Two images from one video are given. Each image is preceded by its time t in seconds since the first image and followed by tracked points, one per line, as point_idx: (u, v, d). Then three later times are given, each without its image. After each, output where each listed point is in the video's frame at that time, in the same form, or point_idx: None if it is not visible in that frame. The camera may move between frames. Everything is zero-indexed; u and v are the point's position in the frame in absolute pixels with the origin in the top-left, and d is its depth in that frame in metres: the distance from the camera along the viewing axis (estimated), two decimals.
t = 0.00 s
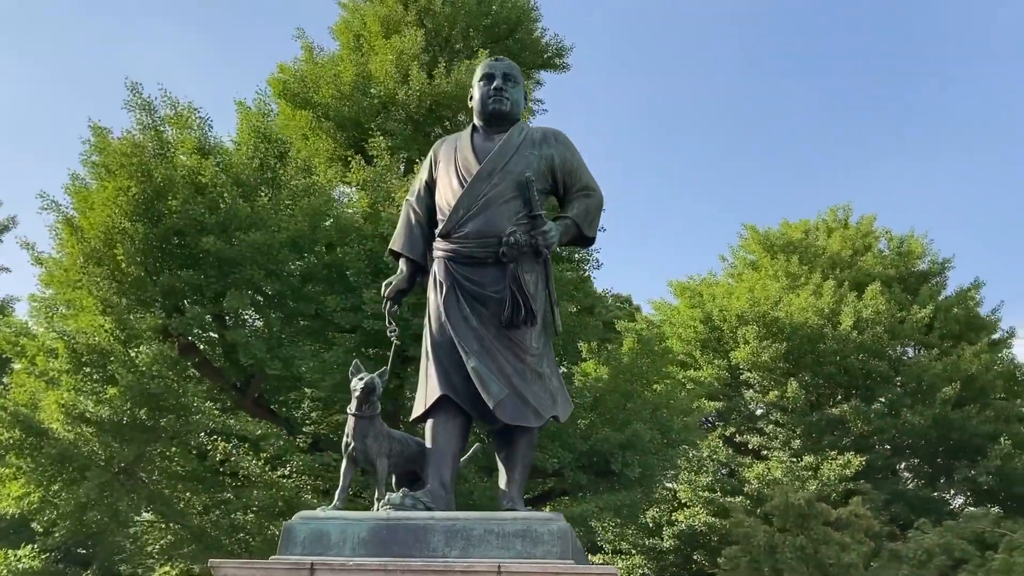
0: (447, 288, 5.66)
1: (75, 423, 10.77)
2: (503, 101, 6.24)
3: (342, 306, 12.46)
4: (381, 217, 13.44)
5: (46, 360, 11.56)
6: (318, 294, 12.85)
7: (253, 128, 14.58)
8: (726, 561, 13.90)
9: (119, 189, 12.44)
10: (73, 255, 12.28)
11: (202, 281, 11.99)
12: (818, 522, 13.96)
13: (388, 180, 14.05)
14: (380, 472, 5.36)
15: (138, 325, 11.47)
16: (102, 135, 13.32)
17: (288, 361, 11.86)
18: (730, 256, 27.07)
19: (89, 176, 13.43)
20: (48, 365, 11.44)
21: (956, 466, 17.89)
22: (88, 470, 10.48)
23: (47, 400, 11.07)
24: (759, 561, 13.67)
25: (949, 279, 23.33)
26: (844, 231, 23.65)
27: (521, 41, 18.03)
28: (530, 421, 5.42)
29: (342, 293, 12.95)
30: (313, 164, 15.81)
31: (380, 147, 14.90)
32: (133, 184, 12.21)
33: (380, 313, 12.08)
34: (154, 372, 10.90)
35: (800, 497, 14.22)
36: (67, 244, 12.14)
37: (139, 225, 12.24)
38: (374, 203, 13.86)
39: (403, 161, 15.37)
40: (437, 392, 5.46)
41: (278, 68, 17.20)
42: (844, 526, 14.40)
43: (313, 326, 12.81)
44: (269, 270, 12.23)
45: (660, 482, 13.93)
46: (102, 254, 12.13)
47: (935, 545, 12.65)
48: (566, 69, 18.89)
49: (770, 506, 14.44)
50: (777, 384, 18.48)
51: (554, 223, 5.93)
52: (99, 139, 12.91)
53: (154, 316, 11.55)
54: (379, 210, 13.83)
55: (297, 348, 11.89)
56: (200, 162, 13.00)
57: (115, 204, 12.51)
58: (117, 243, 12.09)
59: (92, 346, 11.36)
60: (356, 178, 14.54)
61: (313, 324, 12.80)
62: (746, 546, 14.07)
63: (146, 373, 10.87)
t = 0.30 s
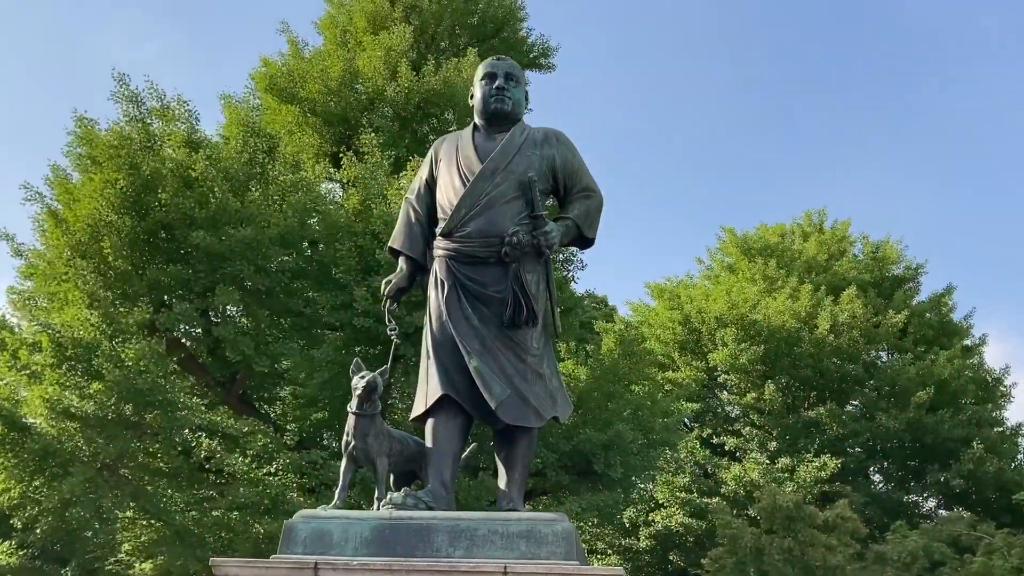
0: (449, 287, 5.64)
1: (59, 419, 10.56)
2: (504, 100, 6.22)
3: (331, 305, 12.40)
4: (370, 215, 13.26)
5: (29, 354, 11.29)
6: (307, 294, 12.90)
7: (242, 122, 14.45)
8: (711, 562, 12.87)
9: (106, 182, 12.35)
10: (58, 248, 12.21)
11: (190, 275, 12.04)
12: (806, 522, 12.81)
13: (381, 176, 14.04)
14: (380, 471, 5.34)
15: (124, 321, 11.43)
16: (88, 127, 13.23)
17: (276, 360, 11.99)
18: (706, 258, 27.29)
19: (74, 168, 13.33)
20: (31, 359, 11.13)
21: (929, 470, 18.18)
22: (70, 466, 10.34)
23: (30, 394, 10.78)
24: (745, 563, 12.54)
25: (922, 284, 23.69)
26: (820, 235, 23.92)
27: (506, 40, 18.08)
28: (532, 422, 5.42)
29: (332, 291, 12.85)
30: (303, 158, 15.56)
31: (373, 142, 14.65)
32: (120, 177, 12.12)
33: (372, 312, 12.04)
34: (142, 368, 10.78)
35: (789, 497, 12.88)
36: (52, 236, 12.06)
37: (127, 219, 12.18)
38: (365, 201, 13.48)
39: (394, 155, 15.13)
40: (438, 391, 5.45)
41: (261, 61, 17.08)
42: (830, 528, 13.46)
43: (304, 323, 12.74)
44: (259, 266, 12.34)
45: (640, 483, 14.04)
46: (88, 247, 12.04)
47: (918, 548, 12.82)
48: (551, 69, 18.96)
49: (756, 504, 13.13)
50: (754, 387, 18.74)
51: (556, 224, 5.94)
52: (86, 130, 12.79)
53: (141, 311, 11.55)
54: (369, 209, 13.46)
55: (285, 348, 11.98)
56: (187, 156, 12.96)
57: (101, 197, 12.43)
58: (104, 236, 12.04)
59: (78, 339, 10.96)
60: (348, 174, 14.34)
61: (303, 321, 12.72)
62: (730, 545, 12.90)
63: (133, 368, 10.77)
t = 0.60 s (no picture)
0: (452, 286, 5.62)
1: (45, 414, 10.50)
2: (508, 99, 6.21)
3: (322, 301, 12.61)
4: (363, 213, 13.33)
5: (13, 348, 11.05)
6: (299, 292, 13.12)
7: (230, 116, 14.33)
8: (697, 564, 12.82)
9: (94, 173, 12.11)
10: (44, 241, 11.98)
11: (178, 270, 11.79)
12: (796, 525, 12.67)
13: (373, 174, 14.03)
14: (382, 470, 5.31)
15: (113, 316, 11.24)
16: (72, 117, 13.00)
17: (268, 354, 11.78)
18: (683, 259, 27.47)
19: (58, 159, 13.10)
20: (15, 352, 10.93)
21: (903, 473, 18.47)
22: (54, 463, 10.23)
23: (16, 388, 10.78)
24: (732, 564, 12.57)
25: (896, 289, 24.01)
26: (797, 239, 24.16)
27: (492, 39, 18.08)
28: (535, 422, 5.41)
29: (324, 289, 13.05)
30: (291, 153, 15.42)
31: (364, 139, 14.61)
32: (109, 168, 11.87)
33: (362, 311, 12.19)
34: (131, 363, 10.61)
35: (779, 499, 12.77)
36: (38, 229, 11.85)
37: (115, 212, 11.96)
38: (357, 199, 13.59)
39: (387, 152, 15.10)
40: (441, 391, 5.43)
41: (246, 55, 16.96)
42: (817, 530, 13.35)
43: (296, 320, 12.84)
44: (247, 262, 12.19)
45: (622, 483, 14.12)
46: (75, 240, 11.79)
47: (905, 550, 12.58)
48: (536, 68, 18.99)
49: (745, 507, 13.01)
50: (732, 389, 18.83)
51: (559, 224, 5.94)
52: (72, 121, 12.56)
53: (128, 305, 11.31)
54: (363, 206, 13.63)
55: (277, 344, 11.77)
56: (177, 149, 12.75)
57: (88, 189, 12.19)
58: (91, 229, 11.82)
59: (64, 333, 10.71)
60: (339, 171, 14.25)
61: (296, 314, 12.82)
62: (718, 547, 12.86)
63: (121, 363, 10.57)
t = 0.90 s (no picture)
0: (455, 286, 5.59)
1: (29, 409, 10.32)
2: (511, 99, 6.20)
3: (314, 297, 12.49)
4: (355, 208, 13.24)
5: None
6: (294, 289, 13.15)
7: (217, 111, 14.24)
8: (685, 564, 12.93)
9: (82, 164, 11.85)
10: (30, 234, 11.75)
11: (167, 264, 11.72)
12: (786, 527, 12.82)
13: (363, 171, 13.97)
14: (383, 469, 5.27)
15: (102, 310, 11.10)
16: (56, 106, 12.75)
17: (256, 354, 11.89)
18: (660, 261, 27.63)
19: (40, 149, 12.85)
20: None
21: (877, 475, 18.75)
22: (38, 458, 10.11)
23: None
24: (720, 565, 12.63)
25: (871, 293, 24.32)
26: (775, 242, 24.38)
27: (478, 37, 18.06)
28: (538, 424, 5.40)
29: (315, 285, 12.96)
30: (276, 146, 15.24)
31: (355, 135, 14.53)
32: (98, 160, 11.67)
33: (354, 308, 12.11)
34: (120, 359, 10.52)
35: (769, 502, 12.92)
36: (24, 220, 11.65)
37: (102, 204, 11.76)
38: (349, 195, 13.49)
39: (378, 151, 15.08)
40: (444, 390, 5.40)
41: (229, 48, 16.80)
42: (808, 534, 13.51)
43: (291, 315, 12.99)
44: (237, 259, 12.24)
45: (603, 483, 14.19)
46: (63, 233, 11.59)
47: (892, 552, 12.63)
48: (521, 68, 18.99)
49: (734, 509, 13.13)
50: (710, 390, 18.91)
51: (561, 226, 5.94)
52: (57, 111, 12.36)
53: (117, 299, 11.15)
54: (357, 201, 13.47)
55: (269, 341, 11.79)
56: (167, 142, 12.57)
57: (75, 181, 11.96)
58: (78, 222, 11.65)
59: (51, 326, 10.47)
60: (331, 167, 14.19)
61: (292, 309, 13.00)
62: (707, 549, 12.97)
63: (109, 357, 10.43)
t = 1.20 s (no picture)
0: (458, 283, 5.57)
1: (13, 403, 10.16)
2: (514, 97, 6.19)
3: (305, 292, 12.45)
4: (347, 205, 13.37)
5: None
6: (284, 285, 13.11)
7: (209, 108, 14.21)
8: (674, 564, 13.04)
9: (69, 156, 11.72)
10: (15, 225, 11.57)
11: (155, 259, 11.58)
12: (774, 528, 12.94)
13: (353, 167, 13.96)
14: (386, 468, 5.24)
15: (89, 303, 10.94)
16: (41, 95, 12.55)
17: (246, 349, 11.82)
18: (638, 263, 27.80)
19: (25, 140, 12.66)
20: None
21: (852, 477, 18.99)
22: (21, 453, 10.06)
23: None
24: (708, 565, 12.74)
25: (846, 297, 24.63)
26: (753, 245, 24.59)
27: (465, 36, 18.08)
28: (540, 423, 5.39)
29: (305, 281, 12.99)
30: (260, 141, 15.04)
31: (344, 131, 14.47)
32: (85, 151, 11.52)
33: (345, 305, 12.16)
34: (107, 352, 10.33)
35: (758, 503, 12.95)
36: (9, 211, 11.50)
37: (90, 196, 11.62)
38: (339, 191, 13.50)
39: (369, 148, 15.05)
40: (447, 388, 5.38)
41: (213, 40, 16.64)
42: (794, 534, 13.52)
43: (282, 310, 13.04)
44: (228, 254, 12.14)
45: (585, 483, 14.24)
46: (49, 225, 11.47)
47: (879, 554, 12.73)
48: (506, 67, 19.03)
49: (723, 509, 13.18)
50: (689, 391, 18.97)
51: (564, 225, 5.94)
52: (43, 100, 12.18)
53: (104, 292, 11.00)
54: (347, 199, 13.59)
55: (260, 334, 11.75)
56: (157, 137, 12.48)
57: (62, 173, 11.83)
58: (65, 214, 11.54)
59: (35, 321, 10.49)
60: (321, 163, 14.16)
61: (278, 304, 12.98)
62: (695, 549, 13.08)
63: (96, 351, 10.28)
